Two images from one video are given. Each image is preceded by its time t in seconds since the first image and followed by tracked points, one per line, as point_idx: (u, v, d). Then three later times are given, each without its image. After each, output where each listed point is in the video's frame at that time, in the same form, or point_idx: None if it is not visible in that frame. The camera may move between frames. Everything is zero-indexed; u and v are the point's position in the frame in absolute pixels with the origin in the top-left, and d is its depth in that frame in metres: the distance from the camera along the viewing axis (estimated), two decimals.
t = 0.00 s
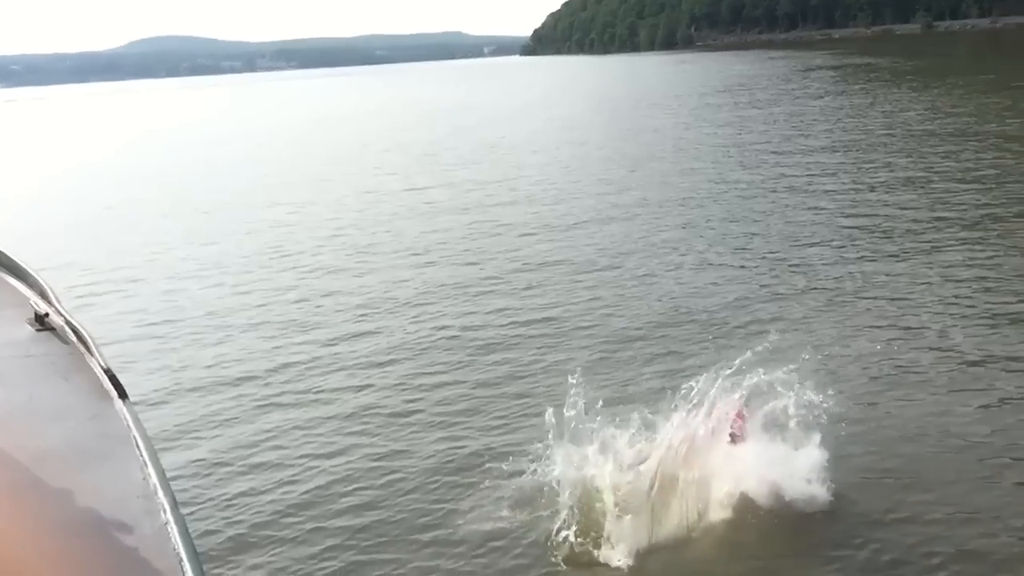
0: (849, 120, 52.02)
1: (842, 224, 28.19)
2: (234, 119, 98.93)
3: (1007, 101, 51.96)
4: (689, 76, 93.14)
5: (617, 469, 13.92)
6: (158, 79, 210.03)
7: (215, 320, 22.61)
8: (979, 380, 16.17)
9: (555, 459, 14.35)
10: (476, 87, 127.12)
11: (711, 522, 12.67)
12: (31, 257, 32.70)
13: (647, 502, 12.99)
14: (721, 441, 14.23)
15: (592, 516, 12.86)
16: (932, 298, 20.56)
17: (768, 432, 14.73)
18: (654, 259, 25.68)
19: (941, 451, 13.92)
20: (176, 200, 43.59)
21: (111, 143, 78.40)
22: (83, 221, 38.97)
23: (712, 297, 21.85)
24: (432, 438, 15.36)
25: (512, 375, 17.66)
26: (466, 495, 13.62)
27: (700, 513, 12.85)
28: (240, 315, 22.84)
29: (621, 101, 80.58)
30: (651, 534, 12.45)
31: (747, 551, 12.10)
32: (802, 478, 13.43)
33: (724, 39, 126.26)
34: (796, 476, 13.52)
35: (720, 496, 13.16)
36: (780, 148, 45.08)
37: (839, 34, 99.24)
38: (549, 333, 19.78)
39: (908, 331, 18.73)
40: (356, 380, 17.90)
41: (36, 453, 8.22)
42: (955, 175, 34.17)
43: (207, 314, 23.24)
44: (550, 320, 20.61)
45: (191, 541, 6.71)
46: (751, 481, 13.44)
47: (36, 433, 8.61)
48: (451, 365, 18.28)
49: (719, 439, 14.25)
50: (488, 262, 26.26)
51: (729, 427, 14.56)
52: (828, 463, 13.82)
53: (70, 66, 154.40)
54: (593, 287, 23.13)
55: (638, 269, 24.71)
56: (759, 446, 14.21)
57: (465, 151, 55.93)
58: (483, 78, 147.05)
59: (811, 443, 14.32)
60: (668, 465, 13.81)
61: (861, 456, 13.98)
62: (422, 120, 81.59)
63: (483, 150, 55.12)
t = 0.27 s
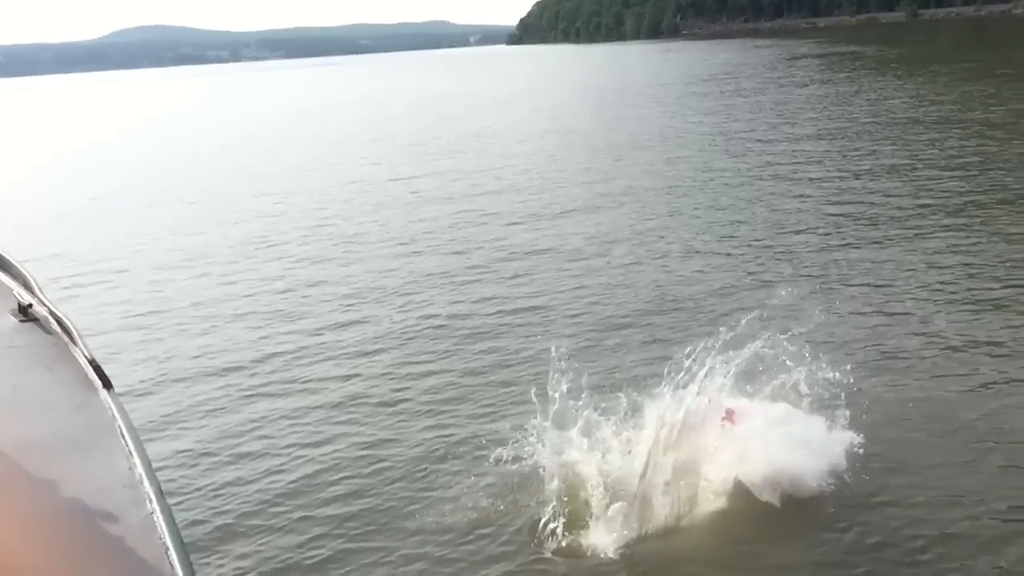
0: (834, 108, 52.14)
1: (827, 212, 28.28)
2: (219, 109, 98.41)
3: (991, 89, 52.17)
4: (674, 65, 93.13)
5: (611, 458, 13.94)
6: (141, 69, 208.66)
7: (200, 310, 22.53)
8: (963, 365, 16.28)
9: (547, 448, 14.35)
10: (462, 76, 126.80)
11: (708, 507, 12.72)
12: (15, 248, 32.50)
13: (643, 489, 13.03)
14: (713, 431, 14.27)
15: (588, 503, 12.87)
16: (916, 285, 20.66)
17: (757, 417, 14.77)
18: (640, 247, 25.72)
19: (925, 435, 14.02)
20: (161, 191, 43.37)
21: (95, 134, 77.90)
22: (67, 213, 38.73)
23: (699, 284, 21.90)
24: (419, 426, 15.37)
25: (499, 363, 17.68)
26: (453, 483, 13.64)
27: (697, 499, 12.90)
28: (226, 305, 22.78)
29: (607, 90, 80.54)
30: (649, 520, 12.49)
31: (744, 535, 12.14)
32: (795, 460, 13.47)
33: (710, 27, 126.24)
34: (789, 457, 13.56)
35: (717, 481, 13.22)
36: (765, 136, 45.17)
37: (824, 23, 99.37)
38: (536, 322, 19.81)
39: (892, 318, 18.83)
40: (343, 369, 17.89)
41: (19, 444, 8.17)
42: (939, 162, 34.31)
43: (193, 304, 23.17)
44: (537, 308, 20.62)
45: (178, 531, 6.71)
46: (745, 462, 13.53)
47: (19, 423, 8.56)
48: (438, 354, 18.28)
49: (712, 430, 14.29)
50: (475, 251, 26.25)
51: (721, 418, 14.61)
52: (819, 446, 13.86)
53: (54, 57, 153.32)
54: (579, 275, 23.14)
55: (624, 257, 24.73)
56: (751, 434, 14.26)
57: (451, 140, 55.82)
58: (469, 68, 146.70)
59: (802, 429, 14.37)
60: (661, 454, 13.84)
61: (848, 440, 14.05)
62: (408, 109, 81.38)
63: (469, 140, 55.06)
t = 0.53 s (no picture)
0: (819, 95, 52.26)
1: (812, 198, 28.36)
2: (203, 99, 97.85)
3: (974, 75, 52.37)
4: (659, 53, 93.09)
5: (605, 443, 13.92)
6: (124, 58, 207.13)
7: (185, 300, 22.43)
8: (946, 348, 16.38)
9: (539, 436, 14.33)
10: (447, 64, 126.39)
11: (705, 491, 12.74)
12: None
13: (639, 471, 13.03)
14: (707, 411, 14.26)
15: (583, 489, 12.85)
16: (900, 270, 20.76)
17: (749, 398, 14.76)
18: (626, 234, 25.74)
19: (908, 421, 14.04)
20: (144, 181, 43.12)
21: (77, 124, 77.35)
22: (49, 204, 38.45)
23: (685, 271, 21.94)
24: (406, 414, 15.37)
25: (485, 351, 17.69)
26: (440, 470, 13.65)
27: (694, 482, 12.93)
28: (211, 295, 22.69)
29: (592, 78, 80.47)
30: (647, 505, 12.51)
31: (739, 519, 12.17)
32: (789, 445, 13.50)
33: (694, 15, 126.12)
34: (785, 442, 13.59)
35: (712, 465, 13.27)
36: (750, 123, 45.23)
37: (809, 10, 99.41)
38: (522, 309, 19.81)
39: (876, 303, 18.92)
40: (329, 358, 17.86)
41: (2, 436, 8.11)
42: (923, 148, 34.44)
43: (178, 294, 23.06)
44: (524, 296, 20.62)
45: (165, 523, 6.67)
46: (739, 444, 13.59)
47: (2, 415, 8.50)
48: (424, 342, 18.27)
49: (706, 408, 14.27)
50: (461, 240, 26.22)
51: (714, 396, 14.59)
52: (823, 429, 13.94)
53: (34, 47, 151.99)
54: (565, 262, 23.14)
55: (611, 244, 24.75)
56: (746, 415, 14.26)
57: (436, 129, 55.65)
58: (454, 56, 146.24)
59: (796, 411, 14.38)
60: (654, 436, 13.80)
61: (854, 422, 14.15)
62: (393, 98, 81.11)
63: (454, 128, 54.94)
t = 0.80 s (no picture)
0: (807, 84, 52.30)
1: (799, 186, 28.42)
2: (189, 90, 97.32)
3: (961, 63, 52.49)
4: (647, 42, 93.02)
5: (599, 432, 13.89)
6: (109, 49, 205.82)
7: (173, 292, 22.35)
8: (933, 335, 16.46)
9: (530, 425, 14.32)
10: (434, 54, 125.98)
11: (698, 476, 12.73)
12: None
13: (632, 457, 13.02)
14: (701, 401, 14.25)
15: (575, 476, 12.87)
16: (887, 257, 20.84)
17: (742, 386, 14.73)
18: (614, 223, 25.75)
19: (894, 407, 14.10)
20: (131, 172, 42.91)
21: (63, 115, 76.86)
22: (35, 195, 38.22)
23: (673, 260, 21.97)
24: (394, 403, 15.38)
25: (474, 340, 17.69)
26: (428, 459, 13.67)
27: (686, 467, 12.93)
28: (199, 286, 22.62)
29: (580, 67, 80.34)
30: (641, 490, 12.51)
31: (730, 504, 12.19)
32: (782, 432, 13.50)
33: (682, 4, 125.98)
34: (778, 429, 13.59)
35: (705, 451, 13.26)
36: (738, 112, 45.27)
37: None
38: (510, 299, 19.82)
39: (863, 290, 18.98)
40: (317, 348, 17.85)
41: None
42: (910, 136, 34.54)
43: (165, 286, 22.97)
44: (512, 285, 20.62)
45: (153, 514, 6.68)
46: (732, 429, 13.58)
47: None
48: (413, 331, 18.26)
49: (701, 398, 14.27)
50: (449, 230, 26.18)
51: (708, 385, 14.57)
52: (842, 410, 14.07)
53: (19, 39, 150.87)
54: (554, 252, 23.14)
55: (599, 233, 24.76)
56: (739, 402, 14.24)
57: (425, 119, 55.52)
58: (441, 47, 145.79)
59: (791, 398, 14.37)
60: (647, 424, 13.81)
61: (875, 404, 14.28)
62: (380, 88, 80.86)
63: (442, 118, 54.81)
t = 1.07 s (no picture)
0: (794, 73, 52.33)
1: (787, 175, 28.45)
2: (175, 82, 96.81)
3: (948, 51, 52.58)
4: (635, 32, 92.90)
5: (592, 422, 13.82)
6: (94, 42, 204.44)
7: (160, 284, 22.27)
8: (919, 322, 16.53)
9: (521, 418, 14.22)
10: (421, 45, 125.62)
11: (691, 467, 12.66)
12: None
13: (625, 450, 12.94)
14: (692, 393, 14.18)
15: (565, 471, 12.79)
16: (874, 245, 20.91)
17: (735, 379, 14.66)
18: (601, 213, 25.76)
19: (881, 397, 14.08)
20: (117, 165, 42.68)
21: (47, 108, 76.37)
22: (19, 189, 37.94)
23: (659, 249, 21.99)
24: (383, 394, 15.36)
25: (462, 330, 17.69)
26: (416, 450, 13.65)
27: (678, 458, 12.86)
28: (186, 278, 22.54)
29: (567, 58, 80.23)
30: (633, 484, 12.42)
31: (722, 494, 12.14)
32: (775, 423, 13.45)
33: None
34: (771, 419, 13.52)
35: (698, 442, 13.18)
36: (725, 101, 45.33)
37: None
38: (498, 289, 19.82)
39: (850, 279, 19.03)
40: (304, 340, 17.79)
41: None
42: (896, 125, 34.62)
43: (153, 278, 22.88)
44: (499, 275, 20.63)
45: (142, 508, 6.66)
46: (726, 422, 13.52)
47: None
48: (401, 322, 18.22)
49: (694, 389, 14.18)
50: (436, 220, 26.16)
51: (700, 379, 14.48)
52: (853, 395, 14.22)
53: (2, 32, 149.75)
54: (542, 242, 23.14)
55: (587, 223, 24.77)
56: (732, 395, 14.17)
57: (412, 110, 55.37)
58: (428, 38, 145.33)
59: (805, 384, 14.52)
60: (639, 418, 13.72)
61: (892, 387, 14.42)
62: (367, 79, 80.61)
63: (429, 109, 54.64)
